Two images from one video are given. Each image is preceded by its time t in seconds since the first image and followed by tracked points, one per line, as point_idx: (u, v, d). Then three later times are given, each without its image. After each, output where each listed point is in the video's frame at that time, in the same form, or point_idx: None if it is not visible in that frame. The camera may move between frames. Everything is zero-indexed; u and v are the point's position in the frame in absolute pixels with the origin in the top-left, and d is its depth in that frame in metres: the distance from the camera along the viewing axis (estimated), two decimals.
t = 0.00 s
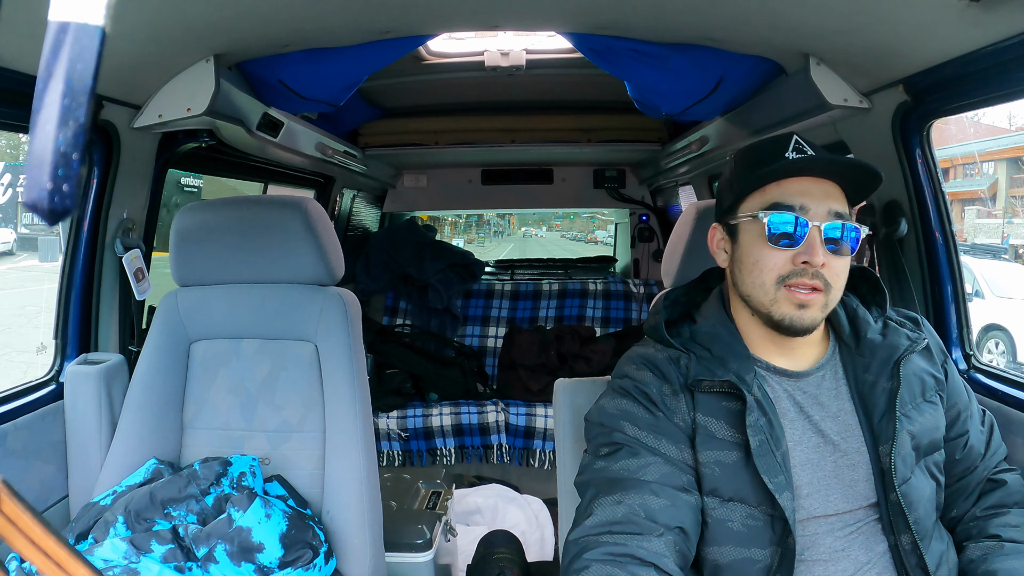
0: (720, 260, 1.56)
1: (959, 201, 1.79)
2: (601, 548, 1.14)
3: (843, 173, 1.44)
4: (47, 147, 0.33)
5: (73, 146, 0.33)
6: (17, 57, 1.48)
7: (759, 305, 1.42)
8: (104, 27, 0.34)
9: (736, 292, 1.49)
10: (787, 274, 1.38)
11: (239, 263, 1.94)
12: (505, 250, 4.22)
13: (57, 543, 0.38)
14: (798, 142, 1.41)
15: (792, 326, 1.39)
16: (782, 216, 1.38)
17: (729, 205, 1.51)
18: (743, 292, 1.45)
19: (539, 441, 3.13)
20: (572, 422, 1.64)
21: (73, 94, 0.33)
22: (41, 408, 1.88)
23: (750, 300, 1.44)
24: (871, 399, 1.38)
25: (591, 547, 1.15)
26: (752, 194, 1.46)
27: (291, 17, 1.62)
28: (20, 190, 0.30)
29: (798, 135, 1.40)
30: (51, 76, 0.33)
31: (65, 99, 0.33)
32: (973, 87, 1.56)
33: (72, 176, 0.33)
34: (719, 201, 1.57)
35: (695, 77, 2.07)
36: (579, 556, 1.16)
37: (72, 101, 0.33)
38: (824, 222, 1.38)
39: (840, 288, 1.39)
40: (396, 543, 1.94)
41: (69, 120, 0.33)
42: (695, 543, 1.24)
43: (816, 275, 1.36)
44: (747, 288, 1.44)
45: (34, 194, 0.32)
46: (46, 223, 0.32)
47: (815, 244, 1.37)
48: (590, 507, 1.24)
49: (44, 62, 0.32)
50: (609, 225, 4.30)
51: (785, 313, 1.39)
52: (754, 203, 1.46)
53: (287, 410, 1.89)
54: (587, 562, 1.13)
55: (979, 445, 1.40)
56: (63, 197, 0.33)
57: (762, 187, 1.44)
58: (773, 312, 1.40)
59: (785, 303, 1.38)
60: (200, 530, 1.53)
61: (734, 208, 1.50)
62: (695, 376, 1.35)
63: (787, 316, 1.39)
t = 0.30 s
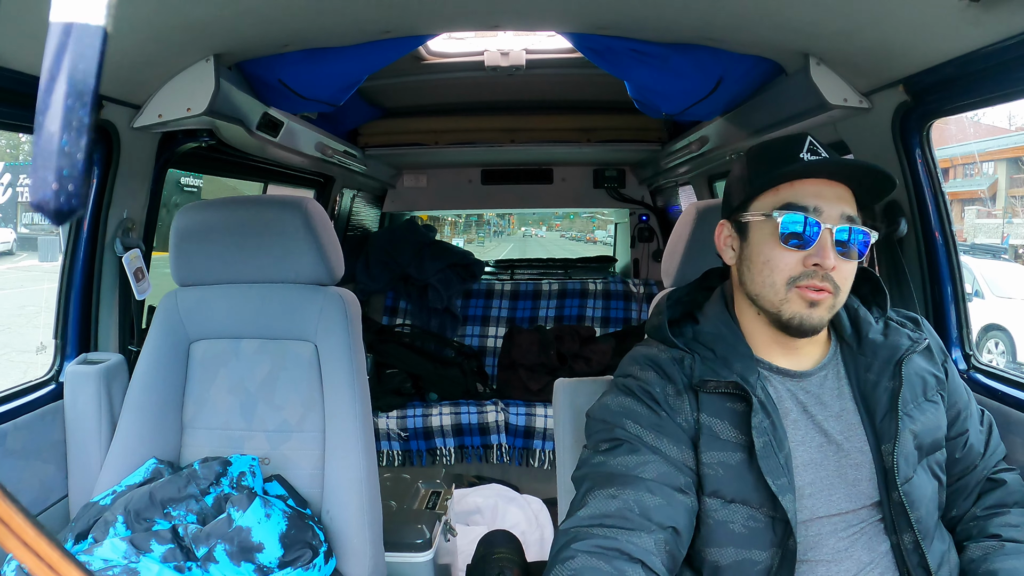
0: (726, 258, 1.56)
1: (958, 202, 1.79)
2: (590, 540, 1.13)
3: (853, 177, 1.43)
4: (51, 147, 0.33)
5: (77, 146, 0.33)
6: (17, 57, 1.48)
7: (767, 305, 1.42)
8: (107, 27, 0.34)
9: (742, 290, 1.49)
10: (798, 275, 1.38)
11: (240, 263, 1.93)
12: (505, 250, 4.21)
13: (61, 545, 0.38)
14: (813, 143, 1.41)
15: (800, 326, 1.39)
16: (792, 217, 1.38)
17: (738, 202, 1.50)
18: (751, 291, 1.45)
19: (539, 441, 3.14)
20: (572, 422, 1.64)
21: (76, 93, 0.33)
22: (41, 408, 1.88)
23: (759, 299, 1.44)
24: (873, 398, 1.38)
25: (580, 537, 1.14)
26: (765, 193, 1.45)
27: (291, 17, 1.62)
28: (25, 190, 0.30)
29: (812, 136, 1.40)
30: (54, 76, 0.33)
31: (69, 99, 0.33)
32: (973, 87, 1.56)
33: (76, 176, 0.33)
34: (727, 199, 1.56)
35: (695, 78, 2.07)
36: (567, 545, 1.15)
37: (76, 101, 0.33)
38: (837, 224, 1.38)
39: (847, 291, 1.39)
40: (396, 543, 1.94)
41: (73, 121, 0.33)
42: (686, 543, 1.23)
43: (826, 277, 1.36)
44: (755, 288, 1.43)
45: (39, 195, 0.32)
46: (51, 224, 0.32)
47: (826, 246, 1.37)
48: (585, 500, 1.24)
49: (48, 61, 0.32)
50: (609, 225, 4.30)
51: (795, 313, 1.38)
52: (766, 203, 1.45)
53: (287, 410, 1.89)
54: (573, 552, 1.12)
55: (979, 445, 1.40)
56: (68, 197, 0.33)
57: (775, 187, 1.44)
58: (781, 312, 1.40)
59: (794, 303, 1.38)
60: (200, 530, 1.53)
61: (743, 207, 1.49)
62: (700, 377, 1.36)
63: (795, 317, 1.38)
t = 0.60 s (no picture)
0: (725, 258, 1.57)
1: (958, 202, 1.79)
2: (602, 541, 1.13)
3: (845, 168, 1.44)
4: (41, 146, 0.33)
5: (67, 147, 0.33)
6: (17, 57, 1.48)
7: (761, 298, 1.42)
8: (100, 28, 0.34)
9: (739, 288, 1.50)
10: (790, 266, 1.38)
11: (240, 263, 1.93)
12: (504, 250, 4.21)
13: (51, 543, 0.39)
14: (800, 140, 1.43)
15: (794, 318, 1.39)
16: (784, 212, 1.38)
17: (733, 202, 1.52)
18: (745, 285, 1.46)
19: (538, 441, 3.14)
20: (572, 422, 1.64)
21: (68, 94, 0.33)
22: (41, 408, 1.88)
23: (753, 293, 1.44)
24: (874, 398, 1.38)
25: (592, 539, 1.14)
26: (755, 189, 1.47)
27: (291, 17, 1.62)
28: (13, 190, 0.30)
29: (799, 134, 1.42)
30: (47, 77, 0.33)
31: (60, 99, 0.33)
32: (973, 87, 1.56)
33: (66, 177, 0.33)
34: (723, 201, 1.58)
35: (694, 78, 2.07)
36: (579, 548, 1.14)
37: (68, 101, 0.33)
38: (826, 215, 1.38)
39: (843, 283, 1.38)
40: (396, 543, 1.94)
41: (63, 120, 0.33)
42: (694, 542, 1.23)
43: (819, 268, 1.36)
44: (749, 281, 1.44)
45: (27, 194, 0.32)
46: (40, 224, 0.32)
47: (818, 236, 1.37)
48: (590, 501, 1.23)
49: (39, 62, 0.32)
50: (609, 225, 4.30)
51: (788, 305, 1.38)
52: (756, 199, 1.47)
53: (287, 410, 1.89)
54: (588, 554, 1.12)
55: (980, 444, 1.40)
56: (56, 197, 0.33)
57: (765, 182, 1.45)
58: (775, 305, 1.40)
59: (787, 295, 1.38)
60: (199, 530, 1.53)
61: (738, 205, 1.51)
62: (701, 378, 1.36)
63: (789, 309, 1.39)
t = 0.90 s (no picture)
0: (709, 266, 1.58)
1: (958, 201, 1.79)
2: (611, 541, 1.13)
3: (812, 161, 1.45)
4: (47, 145, 0.33)
5: (71, 146, 0.33)
6: (17, 57, 1.48)
7: (741, 304, 1.44)
8: (103, 26, 0.34)
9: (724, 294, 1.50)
10: (763, 269, 1.39)
11: (239, 262, 1.93)
12: (505, 250, 4.21)
13: (53, 542, 0.38)
14: (763, 141, 1.44)
15: (775, 319, 1.40)
16: (761, 216, 1.38)
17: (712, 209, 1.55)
18: (726, 293, 1.47)
19: (538, 441, 3.13)
20: (572, 421, 1.64)
21: (72, 92, 0.33)
22: (41, 408, 1.88)
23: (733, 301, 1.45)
24: (868, 395, 1.38)
25: (602, 540, 1.14)
26: (725, 197, 1.49)
27: (290, 17, 1.62)
28: (17, 190, 0.30)
29: (763, 134, 1.43)
30: (51, 77, 0.33)
31: (63, 99, 0.33)
32: (973, 87, 1.56)
33: (70, 176, 0.33)
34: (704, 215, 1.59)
35: (694, 77, 2.07)
36: (588, 550, 1.14)
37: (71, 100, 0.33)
38: (792, 213, 1.38)
39: (822, 276, 1.38)
40: (396, 543, 1.94)
41: (67, 120, 0.33)
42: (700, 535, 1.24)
43: (792, 266, 1.37)
44: (728, 287, 1.45)
45: (33, 194, 0.32)
46: (44, 224, 0.32)
47: (785, 235, 1.37)
48: (595, 502, 1.23)
49: (43, 61, 0.32)
50: (609, 225, 4.30)
51: (767, 308, 1.39)
52: (727, 206, 1.49)
53: (286, 410, 1.89)
54: (597, 555, 1.12)
55: (976, 442, 1.40)
56: (60, 197, 0.33)
57: (731, 189, 1.48)
58: (755, 308, 1.41)
59: (764, 298, 1.39)
60: (199, 530, 1.53)
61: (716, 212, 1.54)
62: (695, 372, 1.37)
63: (768, 311, 1.40)
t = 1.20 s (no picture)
0: (708, 270, 1.58)
1: (958, 201, 1.79)
2: (582, 533, 1.14)
3: (807, 160, 1.45)
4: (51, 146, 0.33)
5: (77, 145, 0.33)
6: (17, 56, 1.48)
7: (743, 304, 1.43)
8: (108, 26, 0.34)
9: (725, 296, 1.50)
10: (764, 268, 1.38)
11: (240, 263, 1.93)
12: (505, 250, 4.21)
13: (57, 543, 0.38)
14: (757, 142, 1.45)
15: (778, 318, 1.40)
16: (758, 217, 1.38)
17: (709, 213, 1.56)
18: (726, 295, 1.47)
19: (538, 441, 3.13)
20: (572, 421, 1.64)
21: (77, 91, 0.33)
22: (40, 408, 1.87)
23: (735, 301, 1.45)
24: (869, 397, 1.38)
25: (572, 531, 1.15)
26: (721, 198, 1.51)
27: (290, 16, 1.62)
28: (20, 190, 0.30)
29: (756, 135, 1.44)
30: (56, 76, 0.33)
31: (68, 98, 0.33)
32: (973, 87, 1.56)
33: (76, 176, 0.33)
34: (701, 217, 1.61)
35: (694, 78, 2.07)
36: (558, 539, 1.16)
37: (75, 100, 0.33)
38: (791, 212, 1.39)
39: (823, 273, 1.38)
40: (396, 543, 1.94)
41: (72, 119, 0.33)
42: (679, 537, 1.22)
43: (792, 265, 1.37)
44: (728, 288, 1.45)
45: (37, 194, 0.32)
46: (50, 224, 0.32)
47: (784, 234, 1.37)
48: (576, 495, 1.25)
49: (47, 60, 0.32)
50: (609, 225, 4.30)
51: (769, 306, 1.39)
52: (725, 208, 1.50)
53: (286, 410, 1.89)
54: (566, 544, 1.13)
55: (976, 442, 1.40)
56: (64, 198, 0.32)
57: (727, 191, 1.49)
58: (757, 308, 1.41)
59: (767, 296, 1.39)
60: (199, 530, 1.53)
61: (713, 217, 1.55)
62: (694, 375, 1.36)
63: (771, 309, 1.39)
